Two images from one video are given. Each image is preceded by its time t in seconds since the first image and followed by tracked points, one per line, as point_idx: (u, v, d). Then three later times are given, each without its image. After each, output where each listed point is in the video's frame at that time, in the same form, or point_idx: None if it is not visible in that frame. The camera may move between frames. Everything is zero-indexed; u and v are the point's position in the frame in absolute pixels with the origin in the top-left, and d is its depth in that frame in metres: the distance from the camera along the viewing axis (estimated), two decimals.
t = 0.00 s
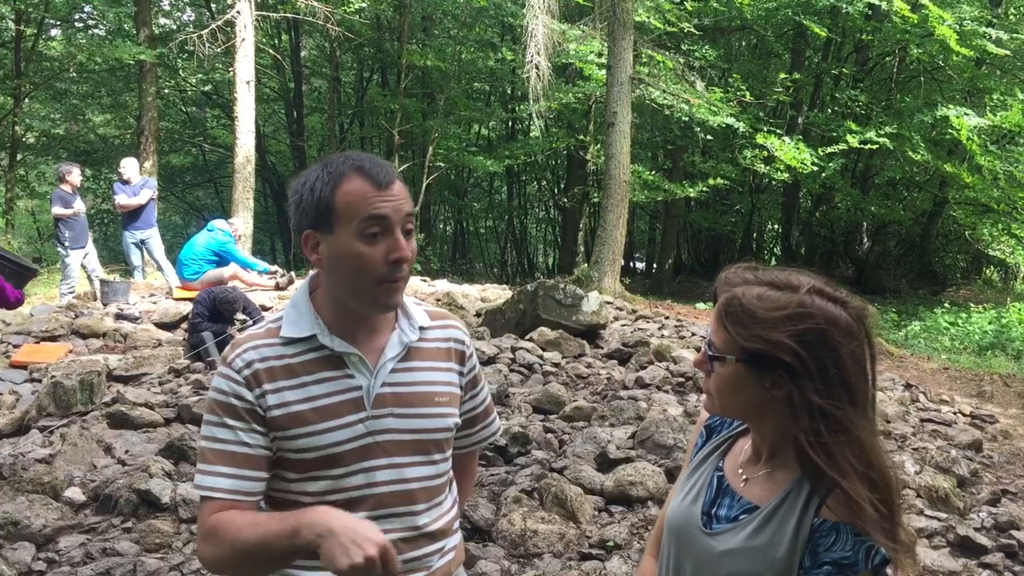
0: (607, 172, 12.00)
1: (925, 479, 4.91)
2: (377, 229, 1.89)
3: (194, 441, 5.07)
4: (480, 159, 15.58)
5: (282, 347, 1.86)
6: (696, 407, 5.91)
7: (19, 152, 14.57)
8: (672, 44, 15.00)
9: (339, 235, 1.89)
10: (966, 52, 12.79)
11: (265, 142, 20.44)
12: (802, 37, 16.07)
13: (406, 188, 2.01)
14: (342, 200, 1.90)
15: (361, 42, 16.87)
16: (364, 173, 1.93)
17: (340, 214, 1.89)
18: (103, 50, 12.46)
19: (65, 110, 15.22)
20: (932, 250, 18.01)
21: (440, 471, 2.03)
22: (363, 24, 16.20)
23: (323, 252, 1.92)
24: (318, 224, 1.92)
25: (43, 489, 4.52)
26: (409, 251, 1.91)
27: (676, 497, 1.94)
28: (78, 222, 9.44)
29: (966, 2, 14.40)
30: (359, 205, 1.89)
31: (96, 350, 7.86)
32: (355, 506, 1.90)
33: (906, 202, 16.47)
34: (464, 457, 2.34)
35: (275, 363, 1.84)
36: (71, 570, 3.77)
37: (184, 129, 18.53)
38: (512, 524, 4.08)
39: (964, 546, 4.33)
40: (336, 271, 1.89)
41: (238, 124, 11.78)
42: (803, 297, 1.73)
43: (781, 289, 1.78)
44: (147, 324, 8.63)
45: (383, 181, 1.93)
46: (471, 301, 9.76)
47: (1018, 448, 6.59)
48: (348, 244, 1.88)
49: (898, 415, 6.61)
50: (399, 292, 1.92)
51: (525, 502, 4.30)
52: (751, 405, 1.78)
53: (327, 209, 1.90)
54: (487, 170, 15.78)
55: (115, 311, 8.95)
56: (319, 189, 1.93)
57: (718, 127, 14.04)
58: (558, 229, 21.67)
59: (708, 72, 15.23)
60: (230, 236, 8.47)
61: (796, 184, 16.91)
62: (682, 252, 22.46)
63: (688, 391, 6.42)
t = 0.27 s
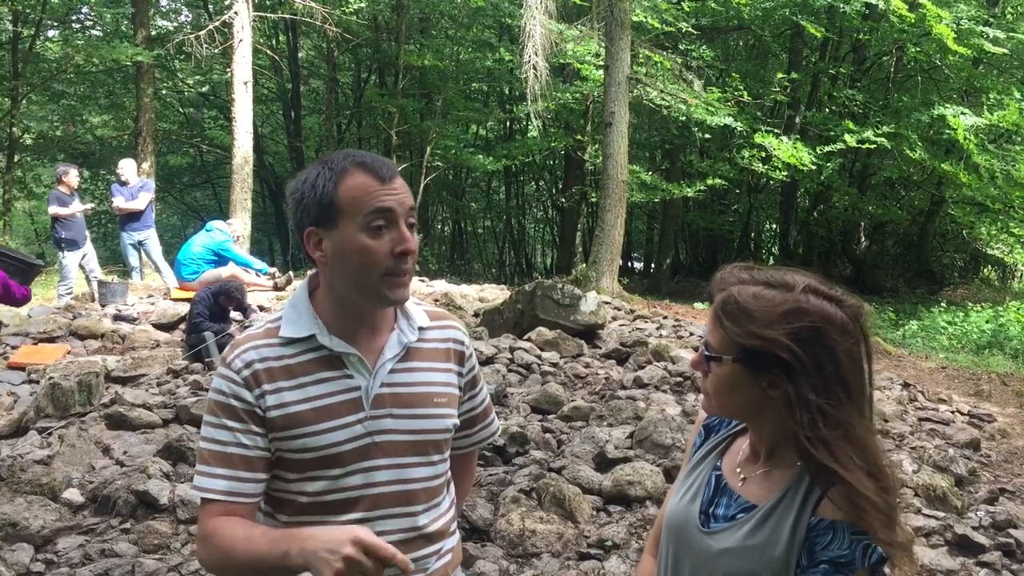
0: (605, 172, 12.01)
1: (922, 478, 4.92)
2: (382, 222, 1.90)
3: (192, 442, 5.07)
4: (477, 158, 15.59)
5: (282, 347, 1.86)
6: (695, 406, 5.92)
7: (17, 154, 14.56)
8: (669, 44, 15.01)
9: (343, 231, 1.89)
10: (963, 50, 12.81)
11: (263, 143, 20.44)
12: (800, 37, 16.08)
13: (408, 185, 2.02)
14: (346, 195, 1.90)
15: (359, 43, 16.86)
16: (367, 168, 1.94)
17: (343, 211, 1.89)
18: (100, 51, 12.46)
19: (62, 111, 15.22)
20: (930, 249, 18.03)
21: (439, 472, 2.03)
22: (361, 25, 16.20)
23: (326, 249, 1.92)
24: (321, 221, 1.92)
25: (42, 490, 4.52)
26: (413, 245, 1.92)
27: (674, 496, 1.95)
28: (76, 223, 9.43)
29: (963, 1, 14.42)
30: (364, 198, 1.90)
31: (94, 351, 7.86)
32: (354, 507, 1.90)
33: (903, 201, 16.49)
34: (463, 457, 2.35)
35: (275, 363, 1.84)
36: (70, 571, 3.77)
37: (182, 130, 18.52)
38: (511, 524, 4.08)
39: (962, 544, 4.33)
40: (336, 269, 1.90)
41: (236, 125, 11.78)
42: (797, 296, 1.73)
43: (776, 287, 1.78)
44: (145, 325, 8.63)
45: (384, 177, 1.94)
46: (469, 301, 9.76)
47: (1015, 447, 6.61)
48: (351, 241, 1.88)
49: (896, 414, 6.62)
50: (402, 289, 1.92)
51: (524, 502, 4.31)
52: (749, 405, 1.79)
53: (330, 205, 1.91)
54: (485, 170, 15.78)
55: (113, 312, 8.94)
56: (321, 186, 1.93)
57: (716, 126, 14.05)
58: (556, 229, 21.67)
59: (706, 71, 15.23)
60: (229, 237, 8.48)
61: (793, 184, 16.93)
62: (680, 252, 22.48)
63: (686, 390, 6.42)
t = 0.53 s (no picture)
0: (603, 172, 12.01)
1: (920, 476, 4.93)
2: (383, 222, 1.90)
3: (191, 442, 5.07)
4: (475, 158, 15.60)
5: (282, 348, 1.86)
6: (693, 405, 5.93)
7: (14, 154, 14.54)
8: (667, 43, 15.01)
9: (343, 232, 1.89)
10: (961, 49, 12.82)
11: (261, 143, 20.44)
12: (797, 36, 16.11)
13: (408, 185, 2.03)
14: (347, 195, 1.90)
15: (356, 43, 16.84)
16: (368, 168, 1.94)
17: (343, 210, 1.89)
18: (98, 51, 12.45)
19: (59, 112, 15.21)
20: (928, 248, 18.05)
21: (439, 472, 2.04)
22: (358, 25, 16.20)
23: (328, 250, 1.92)
24: (322, 221, 1.92)
25: (40, 491, 4.52)
26: (415, 244, 1.92)
27: (671, 494, 1.95)
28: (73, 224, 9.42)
29: None
30: (365, 198, 1.90)
31: (92, 352, 7.86)
32: (353, 508, 1.91)
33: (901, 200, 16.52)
34: (462, 457, 2.35)
35: (276, 364, 1.84)
36: (68, 572, 3.77)
37: (180, 130, 18.52)
38: (509, 524, 4.08)
39: (960, 542, 4.34)
40: (336, 269, 1.90)
41: (234, 125, 11.78)
42: (792, 294, 1.74)
43: (771, 287, 1.79)
44: (143, 325, 8.62)
45: (386, 177, 1.94)
46: (468, 301, 9.77)
47: (1013, 445, 6.62)
48: (352, 241, 1.88)
49: (894, 413, 6.64)
50: (403, 289, 1.93)
51: (522, 501, 4.32)
52: (747, 404, 1.79)
53: (330, 205, 1.90)
54: (483, 170, 15.80)
55: (111, 312, 8.93)
56: (321, 187, 1.93)
57: (714, 126, 14.06)
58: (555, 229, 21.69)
59: (704, 71, 15.24)
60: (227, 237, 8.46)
61: (791, 183, 16.96)
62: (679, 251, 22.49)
63: (685, 389, 6.43)
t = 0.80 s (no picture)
0: (602, 171, 12.01)
1: (920, 475, 4.93)
2: (385, 227, 1.90)
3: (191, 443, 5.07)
4: (474, 158, 15.60)
5: (282, 350, 1.86)
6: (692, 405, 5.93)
7: (13, 155, 14.52)
8: (665, 43, 15.00)
9: (345, 234, 1.89)
10: (960, 47, 12.81)
11: (260, 144, 20.45)
12: (796, 35, 16.12)
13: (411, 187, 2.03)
14: (350, 198, 1.90)
15: (355, 43, 16.83)
16: (370, 170, 1.93)
17: (345, 212, 1.89)
18: (97, 52, 12.46)
19: (58, 113, 15.20)
20: (927, 247, 18.06)
21: (439, 474, 2.04)
22: (357, 25, 16.19)
23: (329, 252, 1.92)
24: (323, 223, 1.92)
25: (40, 492, 4.52)
26: (416, 249, 1.92)
27: (669, 492, 1.95)
28: (71, 224, 9.42)
29: None
30: (367, 202, 1.89)
31: (92, 352, 7.85)
32: (352, 510, 1.91)
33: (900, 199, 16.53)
34: (461, 457, 2.35)
35: (274, 367, 1.84)
36: (68, 572, 3.77)
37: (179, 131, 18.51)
38: (509, 523, 4.09)
39: (960, 541, 4.34)
40: (337, 271, 1.90)
41: (233, 125, 11.77)
42: (792, 294, 1.74)
43: (771, 287, 1.79)
44: (143, 326, 8.62)
45: (389, 179, 1.94)
46: (467, 301, 9.77)
47: (1013, 444, 6.62)
48: (353, 243, 1.88)
49: (893, 412, 6.64)
50: (405, 291, 1.93)
51: (522, 501, 4.32)
52: (746, 405, 1.79)
53: (332, 208, 1.90)
54: (482, 170, 15.79)
55: (110, 313, 8.93)
56: (323, 188, 1.93)
57: (713, 125, 14.05)
58: (554, 228, 21.69)
59: (703, 70, 15.24)
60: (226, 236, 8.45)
61: (790, 182, 16.97)
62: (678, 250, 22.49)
63: (684, 388, 6.43)
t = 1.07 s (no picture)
0: (601, 172, 12.01)
1: (919, 475, 4.93)
2: (380, 230, 1.89)
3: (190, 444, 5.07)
4: (473, 158, 15.60)
5: (278, 351, 1.86)
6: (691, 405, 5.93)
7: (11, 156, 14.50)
8: (664, 43, 14.99)
9: (342, 236, 1.89)
10: (959, 47, 12.80)
11: (259, 145, 20.44)
12: (795, 35, 16.13)
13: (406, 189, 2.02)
14: (345, 199, 1.90)
15: (353, 43, 16.81)
16: (366, 173, 1.94)
17: (341, 213, 1.89)
18: (95, 53, 12.45)
19: (57, 114, 15.18)
20: (926, 246, 18.07)
21: (436, 475, 2.04)
22: (356, 26, 16.17)
23: (324, 253, 1.92)
24: (319, 225, 1.91)
25: (39, 493, 4.52)
26: (412, 252, 1.92)
27: (668, 493, 1.95)
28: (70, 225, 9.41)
29: None
30: (363, 205, 1.89)
31: (90, 353, 7.85)
32: (350, 511, 1.91)
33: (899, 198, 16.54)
34: (460, 458, 2.35)
35: (270, 368, 1.85)
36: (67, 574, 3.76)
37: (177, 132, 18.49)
38: (508, 524, 4.08)
39: (960, 540, 4.34)
40: (334, 271, 1.90)
41: (231, 126, 11.75)
42: (793, 293, 1.74)
43: (771, 287, 1.79)
44: (141, 327, 8.61)
45: (385, 180, 1.94)
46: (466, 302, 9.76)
47: (1012, 444, 6.62)
48: (349, 244, 1.88)
49: (893, 411, 6.64)
50: (401, 293, 1.93)
51: (521, 501, 4.32)
52: (744, 405, 1.80)
53: (328, 209, 1.90)
54: (480, 170, 15.79)
55: (109, 314, 8.92)
56: (318, 189, 1.93)
57: (712, 125, 14.04)
58: (553, 228, 21.69)
59: (702, 70, 15.24)
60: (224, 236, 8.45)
61: (789, 182, 16.97)
62: (677, 250, 22.48)
63: (683, 388, 6.43)
